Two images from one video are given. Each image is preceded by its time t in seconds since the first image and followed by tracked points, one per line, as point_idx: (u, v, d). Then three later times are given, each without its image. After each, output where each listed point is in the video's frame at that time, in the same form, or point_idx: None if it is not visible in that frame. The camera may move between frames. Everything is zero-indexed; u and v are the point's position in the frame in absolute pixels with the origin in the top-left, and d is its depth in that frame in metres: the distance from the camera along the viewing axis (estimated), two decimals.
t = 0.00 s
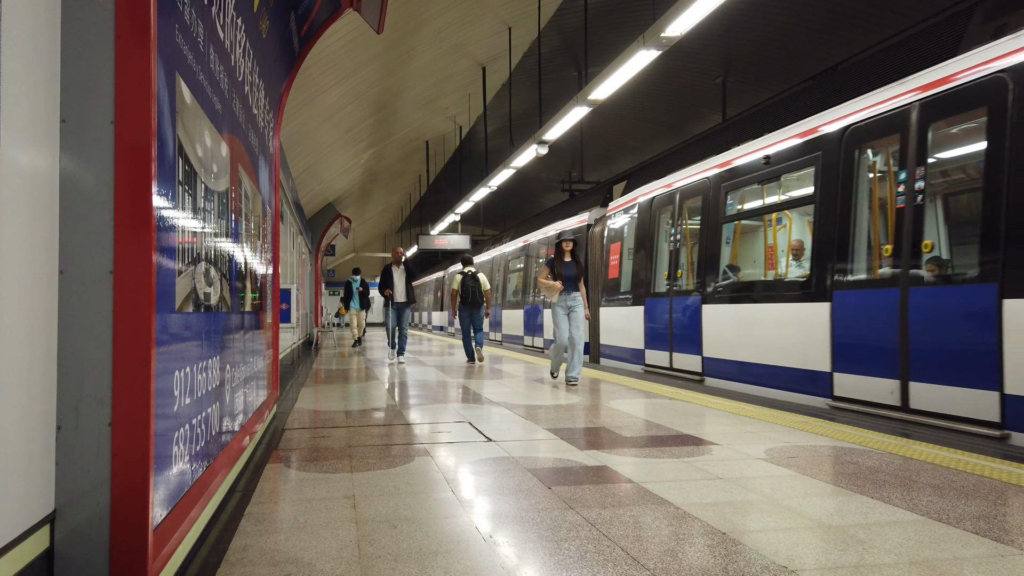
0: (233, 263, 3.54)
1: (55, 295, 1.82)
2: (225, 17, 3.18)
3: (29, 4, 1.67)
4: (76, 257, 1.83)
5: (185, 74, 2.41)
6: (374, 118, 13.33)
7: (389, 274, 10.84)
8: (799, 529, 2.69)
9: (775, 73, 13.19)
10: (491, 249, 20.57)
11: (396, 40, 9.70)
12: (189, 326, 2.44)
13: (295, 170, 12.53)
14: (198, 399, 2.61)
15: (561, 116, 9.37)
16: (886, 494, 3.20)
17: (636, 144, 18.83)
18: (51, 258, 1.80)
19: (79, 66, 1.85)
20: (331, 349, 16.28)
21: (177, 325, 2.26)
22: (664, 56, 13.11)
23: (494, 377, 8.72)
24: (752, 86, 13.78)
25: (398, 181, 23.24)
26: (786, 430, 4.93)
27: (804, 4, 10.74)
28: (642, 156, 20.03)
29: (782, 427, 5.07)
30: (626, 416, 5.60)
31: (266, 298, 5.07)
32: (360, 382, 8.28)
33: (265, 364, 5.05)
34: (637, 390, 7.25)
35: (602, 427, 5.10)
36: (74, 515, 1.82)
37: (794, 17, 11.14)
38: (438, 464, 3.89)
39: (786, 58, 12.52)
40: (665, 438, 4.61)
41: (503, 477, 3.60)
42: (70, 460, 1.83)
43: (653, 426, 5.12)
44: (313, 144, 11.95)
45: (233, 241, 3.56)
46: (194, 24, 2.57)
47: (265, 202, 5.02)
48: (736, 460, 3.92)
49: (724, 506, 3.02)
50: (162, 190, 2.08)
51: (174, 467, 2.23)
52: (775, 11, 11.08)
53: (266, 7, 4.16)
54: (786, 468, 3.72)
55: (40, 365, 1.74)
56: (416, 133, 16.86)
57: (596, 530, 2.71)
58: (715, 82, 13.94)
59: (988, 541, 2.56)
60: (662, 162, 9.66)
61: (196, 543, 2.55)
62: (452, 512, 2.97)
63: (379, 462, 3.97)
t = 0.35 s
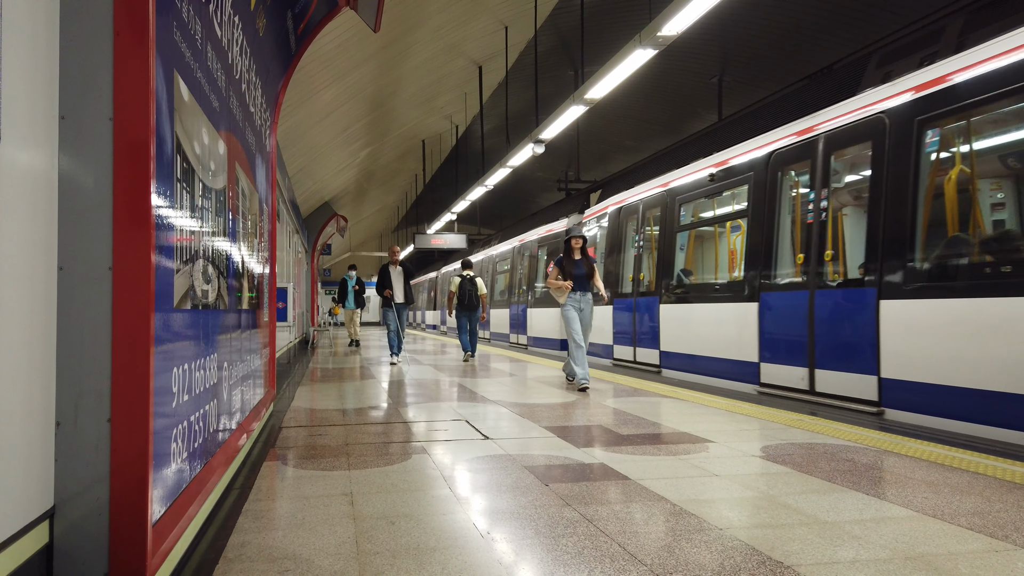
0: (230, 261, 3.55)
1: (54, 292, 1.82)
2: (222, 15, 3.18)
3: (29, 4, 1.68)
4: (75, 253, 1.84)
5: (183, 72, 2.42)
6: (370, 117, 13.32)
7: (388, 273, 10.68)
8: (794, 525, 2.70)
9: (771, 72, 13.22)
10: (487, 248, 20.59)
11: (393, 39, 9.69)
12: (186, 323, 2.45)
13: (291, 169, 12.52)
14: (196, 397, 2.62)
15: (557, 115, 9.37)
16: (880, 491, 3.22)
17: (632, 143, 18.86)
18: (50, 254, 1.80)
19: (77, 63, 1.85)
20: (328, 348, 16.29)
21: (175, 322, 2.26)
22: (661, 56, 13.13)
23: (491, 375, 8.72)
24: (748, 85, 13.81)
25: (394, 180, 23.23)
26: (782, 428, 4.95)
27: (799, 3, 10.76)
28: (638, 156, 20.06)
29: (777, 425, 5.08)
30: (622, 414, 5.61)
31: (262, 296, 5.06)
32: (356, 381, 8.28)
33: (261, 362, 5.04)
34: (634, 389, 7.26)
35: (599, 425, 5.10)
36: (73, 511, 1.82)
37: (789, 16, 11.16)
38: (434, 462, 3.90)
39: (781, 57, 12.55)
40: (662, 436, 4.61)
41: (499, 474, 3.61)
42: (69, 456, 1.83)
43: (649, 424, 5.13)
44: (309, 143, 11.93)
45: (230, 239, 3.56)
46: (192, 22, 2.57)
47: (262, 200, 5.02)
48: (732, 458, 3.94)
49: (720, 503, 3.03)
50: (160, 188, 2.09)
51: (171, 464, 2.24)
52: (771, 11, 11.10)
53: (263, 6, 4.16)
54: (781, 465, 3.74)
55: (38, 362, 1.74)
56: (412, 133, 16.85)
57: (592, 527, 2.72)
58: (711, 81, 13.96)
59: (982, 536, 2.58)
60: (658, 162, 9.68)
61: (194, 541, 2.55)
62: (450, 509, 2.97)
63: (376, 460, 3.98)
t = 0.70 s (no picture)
0: (229, 259, 3.57)
1: (56, 287, 1.83)
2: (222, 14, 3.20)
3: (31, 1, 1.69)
4: (76, 249, 1.85)
5: (183, 70, 2.43)
6: (368, 117, 13.34)
7: (385, 268, 10.63)
8: (790, 520, 2.72)
9: (768, 72, 13.28)
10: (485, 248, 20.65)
11: (391, 38, 9.71)
12: (186, 320, 2.46)
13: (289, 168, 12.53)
14: (195, 393, 2.63)
15: (555, 114, 9.40)
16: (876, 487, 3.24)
17: (630, 143, 18.93)
18: (52, 251, 1.81)
19: (78, 60, 1.86)
20: (325, 348, 16.33)
21: (174, 318, 2.27)
22: (658, 55, 13.18)
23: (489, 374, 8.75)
24: (745, 85, 13.86)
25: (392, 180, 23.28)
26: (779, 425, 4.97)
27: (795, 3, 10.79)
28: (636, 156, 20.12)
29: (774, 423, 5.10)
30: (619, 411, 5.64)
31: (260, 294, 5.07)
32: (353, 379, 8.31)
33: (260, 360, 5.05)
34: (631, 387, 7.29)
35: (596, 423, 5.13)
36: (74, 504, 1.84)
37: (786, 16, 11.20)
38: (432, 459, 3.92)
39: (778, 57, 12.60)
40: (659, 434, 4.63)
41: (497, 470, 3.64)
42: (70, 450, 1.84)
43: (645, 422, 5.15)
44: (307, 142, 11.95)
45: (229, 237, 3.58)
46: (192, 20, 2.59)
47: (260, 198, 5.03)
48: (729, 454, 3.96)
49: (716, 499, 3.05)
50: (160, 185, 2.10)
51: (171, 458, 2.25)
52: (768, 11, 11.15)
53: (262, 4, 4.17)
54: (777, 462, 3.76)
55: (40, 357, 1.75)
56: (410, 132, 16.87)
57: (590, 522, 2.74)
58: (708, 81, 14.01)
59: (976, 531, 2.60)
60: (655, 162, 9.72)
61: (194, 536, 2.57)
62: (448, 504, 2.99)
63: (374, 457, 4.00)
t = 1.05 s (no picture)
0: (225, 260, 3.57)
1: (53, 288, 1.83)
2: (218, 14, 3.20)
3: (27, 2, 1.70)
4: (73, 250, 1.86)
5: (179, 70, 2.44)
6: (364, 117, 13.35)
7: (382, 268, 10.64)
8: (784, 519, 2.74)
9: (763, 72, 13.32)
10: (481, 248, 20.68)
11: (387, 38, 9.72)
12: (182, 320, 2.47)
13: (284, 169, 12.53)
14: (191, 393, 2.64)
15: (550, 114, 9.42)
16: (869, 486, 3.27)
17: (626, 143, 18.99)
18: (49, 251, 1.82)
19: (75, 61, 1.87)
20: (321, 348, 16.32)
21: (170, 320, 2.28)
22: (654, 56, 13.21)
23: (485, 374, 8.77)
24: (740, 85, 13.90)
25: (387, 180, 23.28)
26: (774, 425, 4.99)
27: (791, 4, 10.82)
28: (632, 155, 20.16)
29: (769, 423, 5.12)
30: (614, 411, 5.65)
31: (256, 295, 5.07)
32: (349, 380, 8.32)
33: (255, 360, 5.05)
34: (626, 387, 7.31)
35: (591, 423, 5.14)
36: (71, 503, 1.84)
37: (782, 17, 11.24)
38: (428, 458, 3.94)
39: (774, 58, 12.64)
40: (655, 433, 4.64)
41: (493, 470, 3.65)
42: (66, 451, 1.85)
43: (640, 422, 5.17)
44: (302, 142, 11.95)
45: (225, 238, 3.59)
46: (188, 21, 2.59)
47: (256, 199, 5.03)
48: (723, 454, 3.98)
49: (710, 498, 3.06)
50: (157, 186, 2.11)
51: (167, 458, 2.26)
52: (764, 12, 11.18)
53: (258, 4, 4.18)
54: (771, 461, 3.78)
55: (37, 357, 1.76)
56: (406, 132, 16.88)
57: (584, 521, 2.75)
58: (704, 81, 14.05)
59: (968, 529, 2.62)
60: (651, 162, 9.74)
61: (190, 536, 2.57)
62: (444, 504, 3.01)
63: (370, 456, 4.02)
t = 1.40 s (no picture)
0: (218, 259, 3.57)
1: (46, 288, 1.83)
2: (211, 14, 3.19)
3: None
4: (65, 249, 1.86)
5: (173, 70, 2.44)
6: (358, 116, 13.34)
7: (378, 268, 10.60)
8: (775, 517, 2.75)
9: (757, 72, 13.35)
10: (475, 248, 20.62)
11: (382, 36, 9.72)
12: (176, 319, 2.48)
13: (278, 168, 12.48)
14: (184, 393, 2.64)
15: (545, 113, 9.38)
16: (860, 484, 3.29)
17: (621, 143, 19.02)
18: (42, 250, 1.82)
19: (68, 60, 1.87)
20: (316, 348, 16.25)
21: (164, 320, 2.28)
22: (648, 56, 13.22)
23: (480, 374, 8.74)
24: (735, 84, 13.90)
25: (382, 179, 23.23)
26: (768, 424, 5.00)
27: (784, 6, 10.84)
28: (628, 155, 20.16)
29: (763, 422, 5.13)
30: (608, 411, 5.65)
31: (249, 295, 5.05)
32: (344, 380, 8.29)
33: (249, 361, 5.04)
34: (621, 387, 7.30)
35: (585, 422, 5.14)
36: (64, 503, 1.84)
37: (776, 18, 11.26)
38: (422, 458, 3.93)
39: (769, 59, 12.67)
40: (649, 433, 4.65)
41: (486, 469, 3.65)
42: (59, 451, 1.84)
43: (635, 421, 5.17)
44: (296, 141, 11.91)
45: (218, 236, 3.57)
46: (181, 20, 2.59)
47: (249, 198, 5.02)
48: (716, 453, 3.99)
49: (702, 496, 3.07)
50: (150, 185, 2.11)
51: (160, 458, 2.26)
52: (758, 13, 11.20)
53: (251, 4, 4.18)
54: (764, 460, 3.80)
55: (30, 355, 1.76)
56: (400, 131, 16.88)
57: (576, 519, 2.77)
58: (699, 82, 14.07)
59: (955, 526, 2.65)
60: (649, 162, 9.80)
61: (183, 535, 2.57)
62: (438, 503, 3.01)
63: (364, 456, 4.01)
